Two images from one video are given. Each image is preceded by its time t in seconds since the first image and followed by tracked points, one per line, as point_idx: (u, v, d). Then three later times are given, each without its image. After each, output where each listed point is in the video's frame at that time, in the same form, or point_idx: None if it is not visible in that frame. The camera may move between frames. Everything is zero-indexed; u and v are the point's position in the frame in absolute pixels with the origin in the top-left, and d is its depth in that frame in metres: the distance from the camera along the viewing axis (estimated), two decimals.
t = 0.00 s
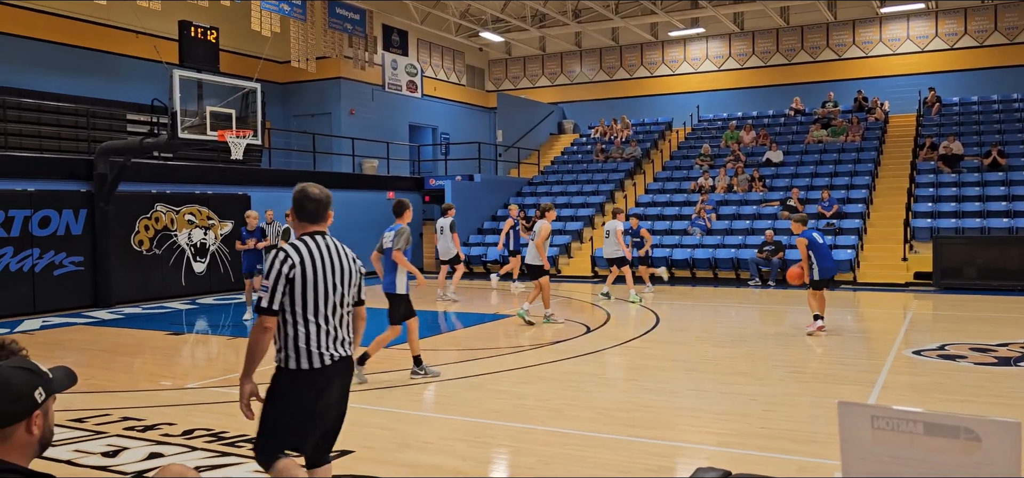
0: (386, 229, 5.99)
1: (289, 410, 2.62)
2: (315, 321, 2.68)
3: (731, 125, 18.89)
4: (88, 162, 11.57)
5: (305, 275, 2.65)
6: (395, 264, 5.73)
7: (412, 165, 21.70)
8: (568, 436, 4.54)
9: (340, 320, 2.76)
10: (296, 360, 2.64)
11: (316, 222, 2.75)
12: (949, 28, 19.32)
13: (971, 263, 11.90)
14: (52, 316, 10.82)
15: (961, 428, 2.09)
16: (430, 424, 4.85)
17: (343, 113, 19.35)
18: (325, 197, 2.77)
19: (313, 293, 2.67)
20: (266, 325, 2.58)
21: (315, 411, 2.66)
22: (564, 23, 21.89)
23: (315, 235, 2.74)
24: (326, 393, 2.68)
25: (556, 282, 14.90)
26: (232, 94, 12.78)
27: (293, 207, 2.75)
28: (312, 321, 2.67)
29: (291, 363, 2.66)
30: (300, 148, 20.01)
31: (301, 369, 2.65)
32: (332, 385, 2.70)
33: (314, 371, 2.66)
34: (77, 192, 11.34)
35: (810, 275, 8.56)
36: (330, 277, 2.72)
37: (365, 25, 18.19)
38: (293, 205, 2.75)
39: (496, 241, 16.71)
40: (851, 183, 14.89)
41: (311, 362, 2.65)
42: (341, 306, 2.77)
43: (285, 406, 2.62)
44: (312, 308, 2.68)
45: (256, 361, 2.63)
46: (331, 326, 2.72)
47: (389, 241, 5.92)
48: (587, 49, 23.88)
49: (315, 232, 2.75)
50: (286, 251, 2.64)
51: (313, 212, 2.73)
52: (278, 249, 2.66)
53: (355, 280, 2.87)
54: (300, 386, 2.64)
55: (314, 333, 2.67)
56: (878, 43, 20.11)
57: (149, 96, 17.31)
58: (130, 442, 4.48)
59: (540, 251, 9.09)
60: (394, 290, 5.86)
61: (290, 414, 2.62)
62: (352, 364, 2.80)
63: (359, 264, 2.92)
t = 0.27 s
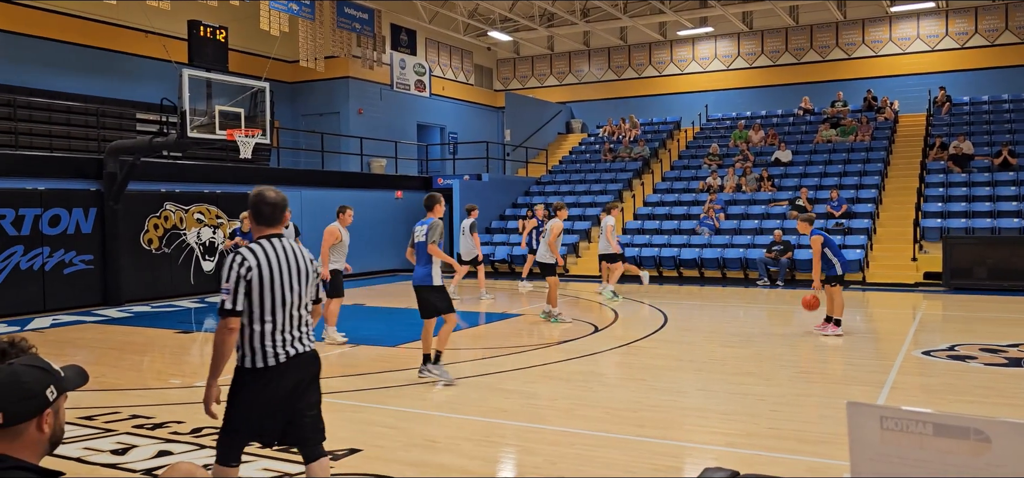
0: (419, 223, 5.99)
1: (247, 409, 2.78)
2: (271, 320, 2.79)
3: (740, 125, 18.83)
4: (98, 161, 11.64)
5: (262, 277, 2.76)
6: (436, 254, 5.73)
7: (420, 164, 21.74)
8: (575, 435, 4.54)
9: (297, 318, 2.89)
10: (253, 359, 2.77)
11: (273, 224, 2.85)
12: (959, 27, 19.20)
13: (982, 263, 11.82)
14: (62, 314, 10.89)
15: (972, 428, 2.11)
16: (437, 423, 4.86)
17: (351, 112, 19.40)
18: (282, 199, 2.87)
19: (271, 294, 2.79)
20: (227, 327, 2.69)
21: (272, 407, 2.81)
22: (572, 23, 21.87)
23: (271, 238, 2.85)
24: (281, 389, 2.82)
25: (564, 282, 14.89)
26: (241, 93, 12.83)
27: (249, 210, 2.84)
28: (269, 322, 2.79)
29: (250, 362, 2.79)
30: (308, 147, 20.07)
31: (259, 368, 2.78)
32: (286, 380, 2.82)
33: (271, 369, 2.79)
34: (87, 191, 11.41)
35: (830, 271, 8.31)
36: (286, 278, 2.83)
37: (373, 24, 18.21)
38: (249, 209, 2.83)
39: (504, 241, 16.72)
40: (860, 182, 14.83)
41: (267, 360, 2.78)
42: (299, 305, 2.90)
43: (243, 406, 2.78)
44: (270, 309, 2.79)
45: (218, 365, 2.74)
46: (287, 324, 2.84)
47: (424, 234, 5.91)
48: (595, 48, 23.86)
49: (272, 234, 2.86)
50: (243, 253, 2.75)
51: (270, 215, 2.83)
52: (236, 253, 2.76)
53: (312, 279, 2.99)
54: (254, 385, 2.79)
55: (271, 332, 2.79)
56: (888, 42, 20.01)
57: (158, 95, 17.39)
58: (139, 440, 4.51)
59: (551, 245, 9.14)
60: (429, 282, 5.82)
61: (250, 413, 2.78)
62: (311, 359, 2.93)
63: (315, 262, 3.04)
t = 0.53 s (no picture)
0: (449, 225, 5.94)
1: (195, 398, 2.94)
2: (220, 313, 2.95)
3: (746, 124, 18.77)
4: (104, 160, 11.69)
5: (209, 272, 2.92)
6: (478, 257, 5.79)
7: (425, 164, 21.77)
8: (580, 435, 4.55)
9: (245, 311, 3.03)
10: (203, 350, 2.94)
11: (222, 221, 3.01)
12: (966, 27, 19.13)
13: (989, 264, 11.78)
14: (69, 314, 10.94)
15: (978, 429, 2.10)
16: (443, 423, 4.87)
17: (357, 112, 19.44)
18: (230, 196, 3.03)
19: (218, 288, 2.95)
20: (176, 322, 2.87)
21: (220, 395, 2.97)
22: (578, 22, 21.85)
23: (221, 233, 3.00)
24: (226, 383, 2.97)
25: (569, 281, 14.90)
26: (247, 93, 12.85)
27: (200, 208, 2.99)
28: (216, 314, 2.94)
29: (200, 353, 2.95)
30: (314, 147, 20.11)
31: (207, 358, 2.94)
32: (231, 374, 2.98)
33: (218, 359, 2.95)
34: (94, 191, 11.43)
35: (841, 272, 8.30)
36: (234, 273, 2.99)
37: (379, 24, 18.22)
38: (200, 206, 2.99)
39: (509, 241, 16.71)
40: (867, 182, 14.78)
41: (213, 350, 2.95)
42: (249, 299, 3.05)
43: (192, 394, 2.95)
44: (217, 302, 2.95)
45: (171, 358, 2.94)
46: (235, 317, 3.00)
47: (458, 237, 5.90)
48: (601, 48, 23.84)
49: (222, 230, 3.01)
50: (191, 250, 2.92)
51: (217, 211, 2.98)
52: (185, 249, 2.92)
53: (262, 273, 3.14)
54: (202, 378, 2.95)
55: (218, 324, 2.95)
56: (895, 42, 19.94)
57: (165, 95, 17.45)
58: (145, 439, 4.53)
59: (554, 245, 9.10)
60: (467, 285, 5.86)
61: (197, 405, 2.95)
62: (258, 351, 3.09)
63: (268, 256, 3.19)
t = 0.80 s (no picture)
0: (473, 222, 5.98)
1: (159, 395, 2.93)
2: (180, 309, 2.95)
3: (750, 125, 18.74)
4: (108, 160, 11.72)
5: (170, 269, 2.93)
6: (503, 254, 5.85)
7: (429, 164, 21.79)
8: (583, 435, 4.55)
9: (208, 308, 3.03)
10: (165, 344, 2.93)
11: (188, 220, 3.02)
12: (971, 27, 19.06)
13: (994, 264, 11.73)
14: (74, 313, 10.97)
15: (983, 430, 2.09)
16: (446, 423, 4.88)
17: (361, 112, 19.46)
18: (195, 196, 3.03)
19: (179, 285, 2.95)
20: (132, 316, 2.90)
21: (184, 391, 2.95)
22: (582, 23, 21.84)
23: (186, 232, 3.01)
24: (190, 379, 2.96)
25: (573, 282, 14.92)
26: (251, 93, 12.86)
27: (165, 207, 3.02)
28: (178, 311, 2.94)
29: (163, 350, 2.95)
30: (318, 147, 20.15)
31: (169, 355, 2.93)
32: (195, 369, 2.97)
33: (181, 355, 2.94)
34: (97, 191, 11.47)
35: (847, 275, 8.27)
36: (196, 269, 2.99)
37: (383, 24, 18.22)
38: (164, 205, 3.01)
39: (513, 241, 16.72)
40: (871, 183, 14.73)
41: (179, 347, 2.94)
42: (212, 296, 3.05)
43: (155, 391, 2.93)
44: (179, 298, 2.95)
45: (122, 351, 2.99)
46: (198, 312, 2.99)
47: (483, 234, 5.95)
48: (605, 48, 23.82)
49: (187, 229, 3.02)
50: (152, 247, 2.93)
51: (181, 210, 2.99)
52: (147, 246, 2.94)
53: (228, 271, 3.13)
54: (163, 373, 2.93)
55: (181, 320, 2.94)
56: (900, 42, 19.89)
57: (169, 95, 17.50)
58: (149, 438, 4.55)
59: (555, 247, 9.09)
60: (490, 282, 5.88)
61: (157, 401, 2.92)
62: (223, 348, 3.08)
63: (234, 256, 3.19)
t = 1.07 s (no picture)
0: (478, 224, 6.02)
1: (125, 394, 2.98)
2: (149, 311, 3.00)
3: (753, 125, 18.72)
4: (111, 159, 11.75)
5: (141, 271, 2.98)
6: (509, 256, 6.00)
7: (431, 164, 21.80)
8: (586, 435, 4.55)
9: (176, 311, 3.08)
10: (132, 345, 2.98)
11: (161, 224, 3.06)
12: (974, 27, 19.02)
13: (997, 264, 11.70)
14: (76, 312, 10.99)
15: (986, 431, 2.09)
16: (448, 422, 4.88)
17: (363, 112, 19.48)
18: (170, 201, 3.07)
19: (149, 287, 3.00)
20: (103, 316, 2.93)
21: (151, 391, 3.01)
22: (585, 22, 21.84)
23: (157, 236, 3.06)
24: (157, 379, 3.02)
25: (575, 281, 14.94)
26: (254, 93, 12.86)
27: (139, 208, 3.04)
28: (147, 312, 2.99)
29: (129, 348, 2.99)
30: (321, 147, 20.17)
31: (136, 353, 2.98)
32: (163, 370, 3.03)
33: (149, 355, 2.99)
34: (100, 190, 11.48)
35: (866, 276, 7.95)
36: (166, 274, 3.04)
37: (385, 24, 18.23)
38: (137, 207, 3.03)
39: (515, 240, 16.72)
40: (874, 183, 14.71)
41: (148, 348, 2.99)
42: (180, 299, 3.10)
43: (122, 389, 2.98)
44: (148, 300, 3.00)
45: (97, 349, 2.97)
46: (167, 315, 3.04)
47: (488, 237, 6.02)
48: (608, 48, 23.81)
49: (159, 233, 3.06)
50: (125, 249, 2.98)
51: (156, 215, 3.02)
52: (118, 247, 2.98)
53: (196, 275, 3.19)
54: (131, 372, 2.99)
55: (149, 322, 3.00)
56: (903, 42, 19.85)
57: (172, 95, 17.53)
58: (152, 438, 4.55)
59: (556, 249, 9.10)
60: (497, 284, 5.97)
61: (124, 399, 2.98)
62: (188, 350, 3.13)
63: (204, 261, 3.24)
